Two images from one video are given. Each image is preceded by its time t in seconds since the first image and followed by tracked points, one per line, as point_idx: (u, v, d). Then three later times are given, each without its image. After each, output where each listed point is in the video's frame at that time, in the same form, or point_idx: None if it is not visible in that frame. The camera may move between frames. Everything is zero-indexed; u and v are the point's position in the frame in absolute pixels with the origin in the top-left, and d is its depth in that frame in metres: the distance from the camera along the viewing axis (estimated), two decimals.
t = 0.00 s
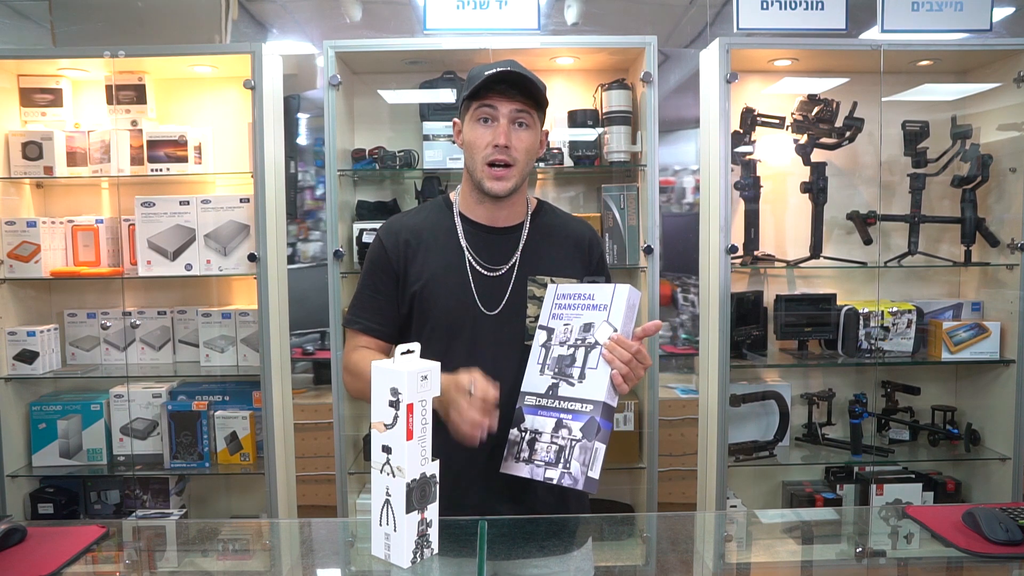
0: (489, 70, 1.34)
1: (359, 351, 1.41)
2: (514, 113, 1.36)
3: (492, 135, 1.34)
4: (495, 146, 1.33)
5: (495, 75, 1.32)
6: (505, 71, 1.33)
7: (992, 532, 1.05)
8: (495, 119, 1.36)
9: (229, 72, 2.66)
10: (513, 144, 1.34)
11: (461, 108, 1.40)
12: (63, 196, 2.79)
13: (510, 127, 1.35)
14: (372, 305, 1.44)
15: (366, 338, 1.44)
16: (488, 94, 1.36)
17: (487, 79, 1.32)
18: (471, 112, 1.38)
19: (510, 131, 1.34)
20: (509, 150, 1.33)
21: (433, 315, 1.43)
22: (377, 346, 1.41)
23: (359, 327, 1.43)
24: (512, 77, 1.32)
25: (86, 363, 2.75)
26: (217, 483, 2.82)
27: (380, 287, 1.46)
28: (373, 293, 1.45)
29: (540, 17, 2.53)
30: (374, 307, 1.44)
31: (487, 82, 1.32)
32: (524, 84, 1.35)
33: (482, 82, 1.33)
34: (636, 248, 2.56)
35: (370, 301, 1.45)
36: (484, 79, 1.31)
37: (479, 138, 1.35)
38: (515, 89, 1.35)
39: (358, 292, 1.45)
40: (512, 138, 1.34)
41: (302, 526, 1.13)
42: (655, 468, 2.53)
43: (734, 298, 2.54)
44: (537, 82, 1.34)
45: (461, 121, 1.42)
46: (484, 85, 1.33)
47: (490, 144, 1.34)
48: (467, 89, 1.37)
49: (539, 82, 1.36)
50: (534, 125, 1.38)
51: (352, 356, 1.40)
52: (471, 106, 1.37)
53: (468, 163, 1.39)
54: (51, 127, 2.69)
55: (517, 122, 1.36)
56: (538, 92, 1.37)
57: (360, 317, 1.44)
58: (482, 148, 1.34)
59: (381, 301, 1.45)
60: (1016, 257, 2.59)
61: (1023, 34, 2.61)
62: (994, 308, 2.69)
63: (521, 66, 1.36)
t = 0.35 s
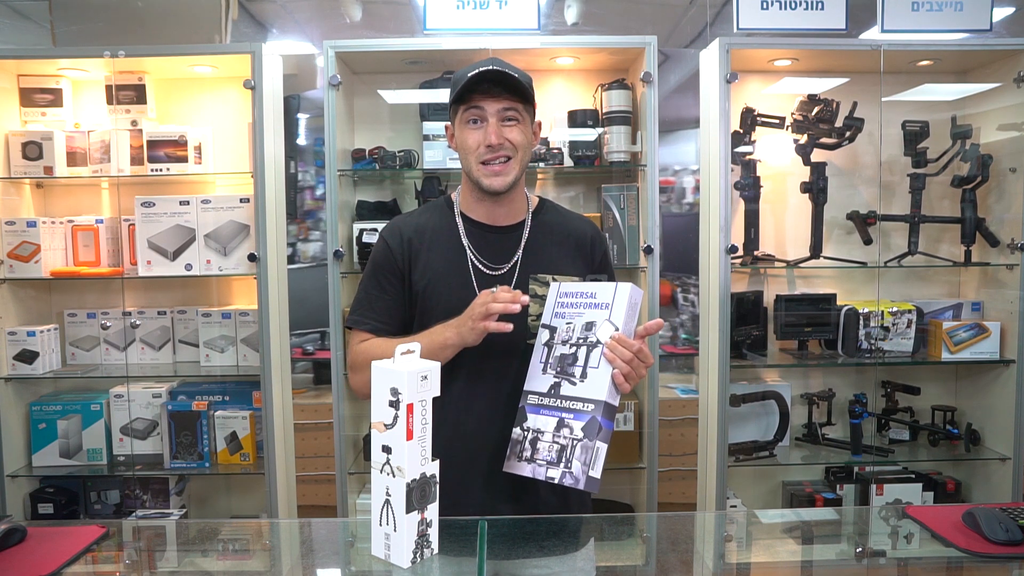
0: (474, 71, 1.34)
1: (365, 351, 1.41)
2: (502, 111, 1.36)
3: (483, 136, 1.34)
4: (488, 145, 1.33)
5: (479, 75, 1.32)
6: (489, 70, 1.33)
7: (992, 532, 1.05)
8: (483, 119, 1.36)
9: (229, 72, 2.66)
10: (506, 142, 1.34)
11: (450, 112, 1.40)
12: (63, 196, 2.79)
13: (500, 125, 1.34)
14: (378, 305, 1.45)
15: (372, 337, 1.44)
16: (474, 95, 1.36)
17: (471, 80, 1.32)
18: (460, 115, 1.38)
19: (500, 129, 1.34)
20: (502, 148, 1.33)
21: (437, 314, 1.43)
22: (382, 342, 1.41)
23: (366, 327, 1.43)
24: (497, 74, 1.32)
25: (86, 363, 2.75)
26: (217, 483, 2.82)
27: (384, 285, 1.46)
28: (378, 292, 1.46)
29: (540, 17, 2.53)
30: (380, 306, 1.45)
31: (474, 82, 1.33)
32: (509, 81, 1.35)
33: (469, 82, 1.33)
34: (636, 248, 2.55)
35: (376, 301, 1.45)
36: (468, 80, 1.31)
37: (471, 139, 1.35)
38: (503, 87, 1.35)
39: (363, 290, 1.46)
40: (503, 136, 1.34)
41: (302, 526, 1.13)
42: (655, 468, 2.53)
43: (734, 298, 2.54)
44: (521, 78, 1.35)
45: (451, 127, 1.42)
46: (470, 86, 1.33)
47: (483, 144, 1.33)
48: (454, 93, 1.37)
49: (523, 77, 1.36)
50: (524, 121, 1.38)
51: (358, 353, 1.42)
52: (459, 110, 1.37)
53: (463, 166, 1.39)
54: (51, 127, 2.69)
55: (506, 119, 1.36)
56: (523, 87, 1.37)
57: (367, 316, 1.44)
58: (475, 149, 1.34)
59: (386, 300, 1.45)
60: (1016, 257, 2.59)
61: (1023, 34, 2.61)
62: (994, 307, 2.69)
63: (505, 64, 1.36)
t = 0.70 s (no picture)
0: (475, 80, 1.32)
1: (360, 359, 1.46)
2: (502, 124, 1.35)
3: (482, 149, 1.34)
4: (486, 160, 1.34)
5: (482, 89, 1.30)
6: (491, 81, 1.31)
7: (992, 532, 1.05)
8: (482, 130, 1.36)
9: (229, 72, 2.66)
10: (504, 157, 1.34)
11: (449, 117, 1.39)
12: (63, 196, 2.79)
13: (499, 139, 1.34)
14: (375, 313, 1.49)
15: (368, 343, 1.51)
16: (474, 105, 1.34)
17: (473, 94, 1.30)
18: (458, 124, 1.37)
19: (500, 143, 1.34)
20: (500, 163, 1.34)
21: (434, 319, 1.43)
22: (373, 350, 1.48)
23: (360, 334, 1.50)
24: (500, 88, 1.31)
25: (86, 363, 2.76)
26: (217, 483, 2.82)
27: (381, 293, 1.49)
28: (375, 300, 1.49)
29: (540, 17, 2.53)
30: (376, 314, 1.49)
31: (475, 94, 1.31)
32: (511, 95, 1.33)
33: (469, 95, 1.31)
34: (636, 248, 2.55)
35: (372, 310, 1.49)
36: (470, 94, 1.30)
37: (469, 151, 1.35)
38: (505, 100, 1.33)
39: (361, 300, 1.50)
40: (502, 151, 1.34)
41: (302, 526, 1.13)
42: (655, 468, 2.53)
43: (734, 298, 2.54)
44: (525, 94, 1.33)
45: (450, 130, 1.41)
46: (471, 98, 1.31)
47: (481, 158, 1.34)
48: (454, 100, 1.35)
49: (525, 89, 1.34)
50: (524, 133, 1.37)
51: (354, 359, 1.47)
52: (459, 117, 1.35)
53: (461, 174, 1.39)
54: (51, 127, 2.69)
55: (506, 132, 1.35)
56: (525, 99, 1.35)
57: (365, 326, 1.50)
58: (473, 161, 1.35)
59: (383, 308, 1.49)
60: (1016, 257, 2.59)
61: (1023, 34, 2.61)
62: (994, 308, 2.69)
63: (507, 73, 1.34)
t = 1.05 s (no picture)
0: (481, 82, 1.30)
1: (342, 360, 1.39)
2: (502, 130, 1.33)
3: (479, 152, 1.32)
4: (481, 163, 1.32)
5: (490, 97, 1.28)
6: (498, 88, 1.30)
7: (992, 532, 1.05)
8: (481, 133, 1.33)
9: (229, 72, 2.66)
10: (498, 162, 1.33)
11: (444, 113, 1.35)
12: (63, 196, 2.79)
13: (497, 145, 1.33)
14: (351, 311, 1.44)
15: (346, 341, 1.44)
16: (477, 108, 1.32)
17: (479, 99, 1.28)
18: (456, 123, 1.34)
19: (496, 149, 1.33)
20: (494, 169, 1.33)
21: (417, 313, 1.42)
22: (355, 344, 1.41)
23: (339, 331, 1.44)
24: (505, 97, 1.30)
25: (86, 363, 2.76)
26: (217, 483, 2.83)
27: (356, 290, 1.45)
28: (350, 297, 1.45)
29: (540, 17, 2.53)
30: (352, 311, 1.44)
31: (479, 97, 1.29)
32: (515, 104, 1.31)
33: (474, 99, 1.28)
34: (636, 248, 2.55)
35: (348, 307, 1.44)
36: (477, 100, 1.27)
37: (465, 152, 1.33)
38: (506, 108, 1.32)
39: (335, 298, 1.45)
40: (499, 157, 1.33)
41: (302, 526, 1.12)
42: (655, 468, 2.53)
43: (734, 298, 2.53)
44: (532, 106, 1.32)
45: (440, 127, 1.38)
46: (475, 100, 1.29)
47: (476, 160, 1.32)
48: (453, 96, 1.33)
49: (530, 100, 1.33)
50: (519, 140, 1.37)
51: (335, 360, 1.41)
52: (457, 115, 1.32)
53: (448, 171, 1.37)
54: (51, 127, 2.69)
55: (504, 138, 1.34)
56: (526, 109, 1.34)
57: (341, 324, 1.44)
58: (467, 163, 1.33)
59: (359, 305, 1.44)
60: (1016, 257, 2.59)
61: (1023, 34, 2.61)
62: (994, 308, 2.69)
63: (511, 81, 1.33)
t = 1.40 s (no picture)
0: (503, 87, 1.30)
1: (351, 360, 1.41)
2: (518, 137, 1.34)
3: (492, 156, 1.33)
4: (493, 168, 1.33)
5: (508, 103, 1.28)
6: (519, 95, 1.30)
7: (992, 532, 1.05)
8: (497, 137, 1.34)
9: (229, 72, 2.66)
10: (511, 169, 1.34)
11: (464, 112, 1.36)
12: (64, 197, 2.79)
13: (511, 151, 1.33)
14: (358, 308, 1.45)
15: (355, 341, 1.45)
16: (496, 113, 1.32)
17: (497, 105, 1.28)
18: (474, 125, 1.34)
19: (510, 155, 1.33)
20: (506, 175, 1.33)
21: (423, 312, 1.42)
22: (365, 351, 1.43)
23: (348, 330, 1.44)
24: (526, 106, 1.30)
25: (86, 363, 2.76)
26: (217, 483, 2.83)
27: (365, 288, 1.45)
28: (359, 294, 1.45)
29: (540, 17, 2.53)
30: (361, 309, 1.45)
31: (498, 101, 1.29)
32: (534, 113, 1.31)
33: (493, 103, 1.29)
34: (636, 248, 2.56)
35: (356, 305, 1.45)
36: (496, 106, 1.28)
37: (478, 155, 1.34)
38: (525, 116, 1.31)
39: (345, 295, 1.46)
40: (512, 163, 1.33)
41: (302, 526, 1.12)
42: (655, 468, 2.53)
43: (734, 298, 2.53)
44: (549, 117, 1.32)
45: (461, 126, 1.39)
46: (493, 104, 1.29)
47: (489, 164, 1.33)
48: (474, 96, 1.33)
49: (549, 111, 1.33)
50: (535, 149, 1.37)
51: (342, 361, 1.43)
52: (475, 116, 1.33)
53: (460, 169, 1.38)
54: (51, 127, 2.69)
55: (519, 145, 1.35)
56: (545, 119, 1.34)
57: (347, 321, 1.44)
58: (479, 165, 1.34)
59: (367, 303, 1.45)
60: (1016, 257, 2.59)
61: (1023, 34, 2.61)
62: (994, 307, 2.69)
63: (536, 90, 1.33)
